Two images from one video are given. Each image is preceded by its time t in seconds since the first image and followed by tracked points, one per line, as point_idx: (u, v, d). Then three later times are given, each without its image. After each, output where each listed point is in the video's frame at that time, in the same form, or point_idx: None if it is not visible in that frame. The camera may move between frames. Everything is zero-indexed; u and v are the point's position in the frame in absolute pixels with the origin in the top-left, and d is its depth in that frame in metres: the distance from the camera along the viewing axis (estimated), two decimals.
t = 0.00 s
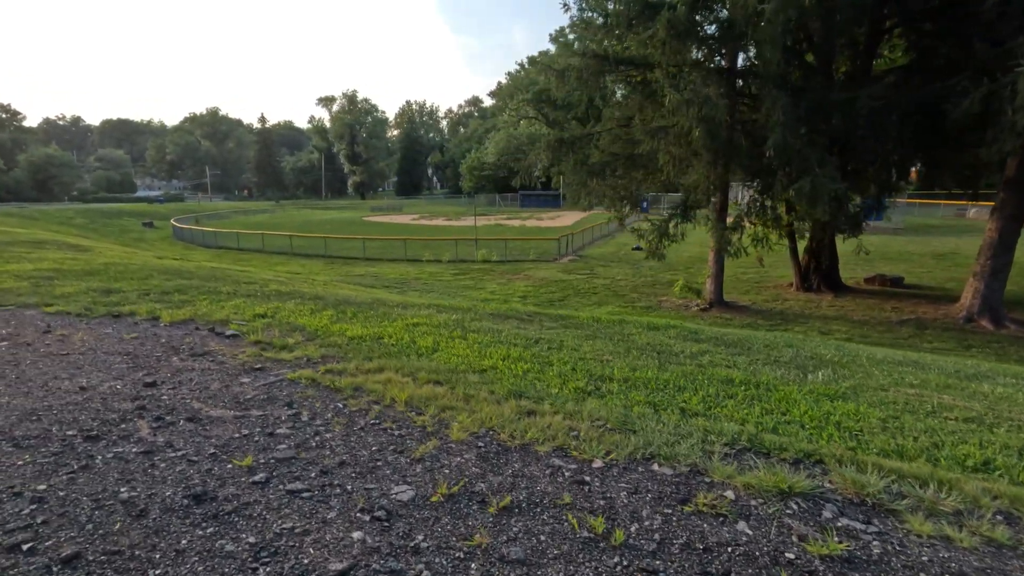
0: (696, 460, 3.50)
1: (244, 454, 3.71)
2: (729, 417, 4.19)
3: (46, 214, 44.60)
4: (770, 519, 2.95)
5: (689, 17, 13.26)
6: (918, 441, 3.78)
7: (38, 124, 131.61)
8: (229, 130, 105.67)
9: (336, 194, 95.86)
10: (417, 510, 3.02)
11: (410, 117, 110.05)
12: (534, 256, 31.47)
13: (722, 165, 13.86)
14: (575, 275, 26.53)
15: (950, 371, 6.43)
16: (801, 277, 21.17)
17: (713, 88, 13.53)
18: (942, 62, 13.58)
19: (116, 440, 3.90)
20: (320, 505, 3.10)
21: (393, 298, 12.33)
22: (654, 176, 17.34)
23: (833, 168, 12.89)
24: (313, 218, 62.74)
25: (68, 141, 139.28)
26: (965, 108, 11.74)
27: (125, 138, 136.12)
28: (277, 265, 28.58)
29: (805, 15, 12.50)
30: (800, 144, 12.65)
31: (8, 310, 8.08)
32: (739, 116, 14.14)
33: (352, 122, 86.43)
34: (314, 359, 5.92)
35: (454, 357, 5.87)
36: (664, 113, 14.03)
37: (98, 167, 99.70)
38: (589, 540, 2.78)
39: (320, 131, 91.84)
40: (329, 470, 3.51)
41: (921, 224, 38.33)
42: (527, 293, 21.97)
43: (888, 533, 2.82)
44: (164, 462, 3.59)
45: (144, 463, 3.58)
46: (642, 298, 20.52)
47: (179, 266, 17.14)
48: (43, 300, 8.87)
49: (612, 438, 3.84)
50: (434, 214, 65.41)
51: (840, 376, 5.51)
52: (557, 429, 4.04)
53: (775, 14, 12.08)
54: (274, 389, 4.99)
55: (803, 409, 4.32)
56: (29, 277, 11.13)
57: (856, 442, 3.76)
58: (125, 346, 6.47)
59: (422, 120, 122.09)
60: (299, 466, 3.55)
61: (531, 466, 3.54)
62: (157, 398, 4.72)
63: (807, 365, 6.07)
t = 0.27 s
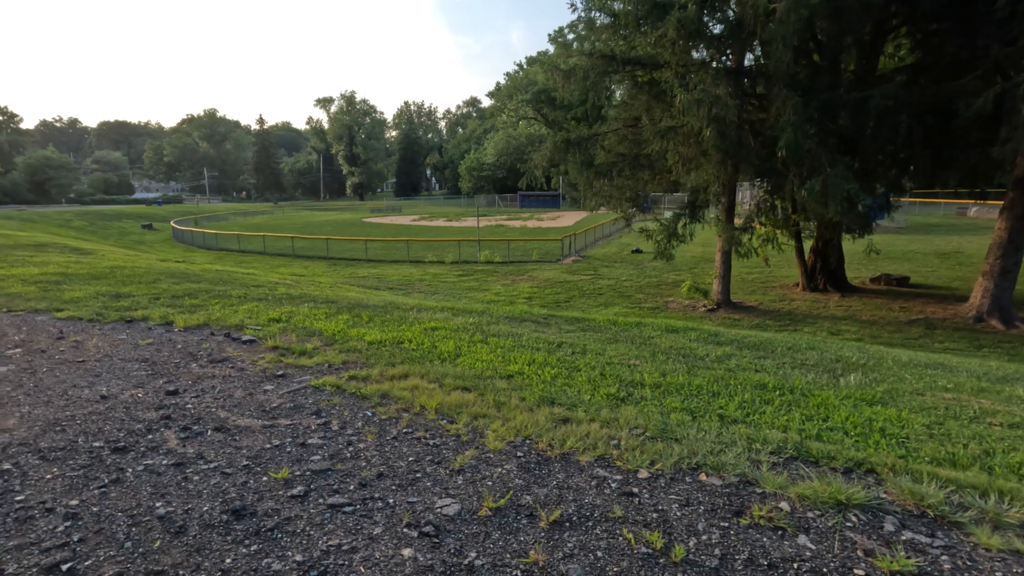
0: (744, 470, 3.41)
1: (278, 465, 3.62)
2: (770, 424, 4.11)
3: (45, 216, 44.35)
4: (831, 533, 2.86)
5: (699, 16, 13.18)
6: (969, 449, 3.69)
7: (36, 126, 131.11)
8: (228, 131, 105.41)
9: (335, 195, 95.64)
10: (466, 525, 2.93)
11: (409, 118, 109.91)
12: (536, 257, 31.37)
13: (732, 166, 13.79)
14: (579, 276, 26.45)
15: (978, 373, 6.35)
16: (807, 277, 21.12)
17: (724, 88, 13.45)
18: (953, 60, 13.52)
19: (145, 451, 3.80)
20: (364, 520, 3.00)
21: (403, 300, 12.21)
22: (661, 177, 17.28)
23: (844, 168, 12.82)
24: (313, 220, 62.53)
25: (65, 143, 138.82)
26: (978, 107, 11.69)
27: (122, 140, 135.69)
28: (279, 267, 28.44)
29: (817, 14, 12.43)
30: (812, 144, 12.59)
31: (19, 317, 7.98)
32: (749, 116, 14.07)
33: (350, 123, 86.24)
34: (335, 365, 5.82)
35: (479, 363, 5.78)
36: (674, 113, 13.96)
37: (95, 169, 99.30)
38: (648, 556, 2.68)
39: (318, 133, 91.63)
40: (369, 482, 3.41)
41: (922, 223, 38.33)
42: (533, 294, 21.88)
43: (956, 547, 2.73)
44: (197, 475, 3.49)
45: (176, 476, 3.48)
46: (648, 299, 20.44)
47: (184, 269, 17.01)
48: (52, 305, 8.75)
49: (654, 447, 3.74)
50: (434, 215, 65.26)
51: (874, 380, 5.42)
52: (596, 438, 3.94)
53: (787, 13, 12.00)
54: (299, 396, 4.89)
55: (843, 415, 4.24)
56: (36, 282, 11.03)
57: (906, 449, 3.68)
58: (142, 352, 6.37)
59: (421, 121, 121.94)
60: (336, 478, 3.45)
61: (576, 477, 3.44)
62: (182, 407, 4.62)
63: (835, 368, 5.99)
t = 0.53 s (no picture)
0: (782, 472, 3.26)
1: (292, 469, 3.45)
2: (801, 424, 3.96)
3: (40, 218, 43.96)
4: (881, 538, 2.71)
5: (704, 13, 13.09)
6: (1011, 449, 3.55)
7: (31, 128, 130.28)
8: (224, 133, 104.96)
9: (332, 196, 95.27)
10: (496, 532, 2.78)
11: (406, 119, 109.65)
12: (537, 258, 31.22)
13: (737, 164, 13.68)
14: (580, 276, 26.31)
15: (999, 372, 6.23)
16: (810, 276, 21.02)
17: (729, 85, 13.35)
18: (958, 58, 13.47)
19: (153, 455, 3.63)
20: (388, 528, 2.84)
21: (407, 300, 12.04)
22: (664, 175, 17.18)
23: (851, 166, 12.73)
24: (310, 221, 62.21)
25: (59, 145, 138.09)
26: (986, 103, 11.61)
27: (118, 142, 134.98)
28: (277, 268, 28.19)
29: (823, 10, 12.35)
30: (818, 141, 12.49)
31: (17, 317, 7.80)
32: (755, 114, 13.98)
33: (347, 125, 85.96)
34: (345, 366, 5.66)
35: (492, 362, 5.62)
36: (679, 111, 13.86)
37: (90, 171, 98.67)
38: (692, 566, 2.53)
39: (315, 134, 91.34)
40: (389, 487, 3.25)
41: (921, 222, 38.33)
42: (534, 294, 21.73)
43: (1017, 554, 2.58)
44: (207, 480, 3.32)
45: (186, 481, 3.31)
46: (651, 299, 20.31)
47: (182, 270, 16.79)
48: (50, 306, 8.55)
49: (684, 448, 3.59)
50: (431, 216, 65.01)
51: (899, 378, 5.29)
52: (622, 439, 3.79)
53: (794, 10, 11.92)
54: (309, 398, 4.72)
55: (875, 414, 4.10)
56: (34, 283, 10.84)
57: (946, 450, 3.54)
58: (145, 353, 6.20)
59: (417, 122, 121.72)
60: (355, 482, 3.29)
61: (607, 482, 3.28)
62: (189, 409, 4.46)
63: (856, 367, 5.85)
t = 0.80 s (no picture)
0: (829, 485, 3.10)
1: (311, 483, 3.28)
2: (840, 432, 3.79)
3: (37, 220, 43.64)
4: (945, 558, 2.54)
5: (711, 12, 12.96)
6: None
7: (27, 130, 129.55)
8: (221, 134, 104.58)
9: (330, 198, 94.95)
10: (534, 553, 2.62)
11: (404, 121, 109.45)
12: (538, 259, 31.06)
13: (745, 163, 13.53)
14: (583, 277, 26.15)
15: None
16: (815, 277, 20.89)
17: (736, 85, 13.21)
18: (966, 57, 13.36)
19: (163, 468, 3.45)
20: (417, 549, 2.66)
21: (412, 303, 11.85)
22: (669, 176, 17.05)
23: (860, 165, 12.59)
24: (308, 223, 61.95)
25: (55, 147, 137.76)
26: (997, 102, 11.50)
27: (115, 144, 134.49)
28: (277, 270, 27.94)
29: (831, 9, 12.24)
30: (828, 140, 12.36)
31: (16, 322, 7.59)
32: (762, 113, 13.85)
33: (345, 126, 85.79)
34: (356, 371, 5.48)
35: (509, 367, 5.44)
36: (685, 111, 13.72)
37: (86, 172, 98.21)
38: None
39: (313, 135, 91.11)
40: (415, 502, 3.07)
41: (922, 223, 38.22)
42: (537, 296, 21.56)
43: None
44: (222, 496, 3.13)
45: (200, 497, 3.13)
46: (655, 300, 20.15)
47: (182, 272, 16.58)
48: (50, 309, 8.36)
49: (722, 459, 3.42)
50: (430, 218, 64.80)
51: (930, 382, 5.13)
52: (655, 449, 3.61)
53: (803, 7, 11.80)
54: (322, 406, 4.54)
55: (915, 421, 3.93)
56: (32, 286, 10.62)
57: (997, 460, 3.37)
58: (149, 358, 6.02)
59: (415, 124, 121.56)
60: (378, 498, 3.12)
61: (643, 495, 3.11)
62: (197, 418, 4.27)
63: (882, 371, 5.67)
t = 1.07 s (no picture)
0: (880, 500, 2.98)
1: (340, 498, 3.16)
2: (883, 442, 3.67)
3: (38, 221, 43.54)
4: None
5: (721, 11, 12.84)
6: None
7: (27, 131, 129.43)
8: (222, 135, 104.49)
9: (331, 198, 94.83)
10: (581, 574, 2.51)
11: (404, 121, 109.34)
12: (541, 260, 30.94)
13: (756, 164, 13.41)
14: (588, 278, 26.04)
15: None
16: (822, 279, 20.76)
17: (747, 85, 13.08)
18: (979, 56, 13.24)
19: (185, 481, 3.34)
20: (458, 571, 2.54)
21: (421, 305, 11.75)
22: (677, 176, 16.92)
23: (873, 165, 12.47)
24: (309, 224, 61.84)
25: (56, 148, 137.82)
26: (1012, 102, 11.39)
27: (116, 145, 134.46)
28: (280, 271, 27.81)
29: (843, 8, 12.12)
30: (840, 141, 12.25)
31: (24, 326, 7.48)
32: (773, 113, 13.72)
33: (346, 127, 85.71)
34: (375, 377, 5.36)
35: (531, 374, 5.33)
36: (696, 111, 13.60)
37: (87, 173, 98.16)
38: None
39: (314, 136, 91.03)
40: (450, 518, 2.96)
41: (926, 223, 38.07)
42: (543, 297, 21.45)
43: None
44: (249, 512, 3.02)
45: (226, 513, 3.02)
46: (662, 301, 20.03)
47: (186, 274, 16.47)
48: (58, 313, 8.25)
49: (764, 471, 3.30)
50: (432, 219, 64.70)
51: (963, 389, 5.01)
52: (692, 461, 3.49)
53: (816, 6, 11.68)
54: (343, 414, 4.42)
55: (958, 431, 3.81)
56: (38, 289, 10.50)
57: None
58: (162, 363, 5.91)
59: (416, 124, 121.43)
60: (412, 513, 3.00)
61: (687, 511, 2.99)
62: (216, 427, 4.15)
63: (911, 377, 5.55)
